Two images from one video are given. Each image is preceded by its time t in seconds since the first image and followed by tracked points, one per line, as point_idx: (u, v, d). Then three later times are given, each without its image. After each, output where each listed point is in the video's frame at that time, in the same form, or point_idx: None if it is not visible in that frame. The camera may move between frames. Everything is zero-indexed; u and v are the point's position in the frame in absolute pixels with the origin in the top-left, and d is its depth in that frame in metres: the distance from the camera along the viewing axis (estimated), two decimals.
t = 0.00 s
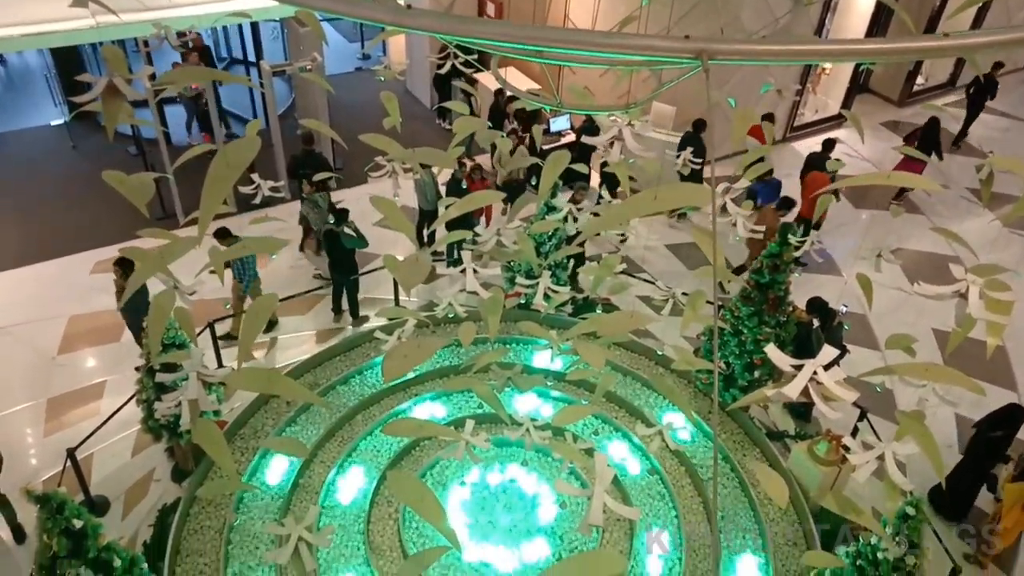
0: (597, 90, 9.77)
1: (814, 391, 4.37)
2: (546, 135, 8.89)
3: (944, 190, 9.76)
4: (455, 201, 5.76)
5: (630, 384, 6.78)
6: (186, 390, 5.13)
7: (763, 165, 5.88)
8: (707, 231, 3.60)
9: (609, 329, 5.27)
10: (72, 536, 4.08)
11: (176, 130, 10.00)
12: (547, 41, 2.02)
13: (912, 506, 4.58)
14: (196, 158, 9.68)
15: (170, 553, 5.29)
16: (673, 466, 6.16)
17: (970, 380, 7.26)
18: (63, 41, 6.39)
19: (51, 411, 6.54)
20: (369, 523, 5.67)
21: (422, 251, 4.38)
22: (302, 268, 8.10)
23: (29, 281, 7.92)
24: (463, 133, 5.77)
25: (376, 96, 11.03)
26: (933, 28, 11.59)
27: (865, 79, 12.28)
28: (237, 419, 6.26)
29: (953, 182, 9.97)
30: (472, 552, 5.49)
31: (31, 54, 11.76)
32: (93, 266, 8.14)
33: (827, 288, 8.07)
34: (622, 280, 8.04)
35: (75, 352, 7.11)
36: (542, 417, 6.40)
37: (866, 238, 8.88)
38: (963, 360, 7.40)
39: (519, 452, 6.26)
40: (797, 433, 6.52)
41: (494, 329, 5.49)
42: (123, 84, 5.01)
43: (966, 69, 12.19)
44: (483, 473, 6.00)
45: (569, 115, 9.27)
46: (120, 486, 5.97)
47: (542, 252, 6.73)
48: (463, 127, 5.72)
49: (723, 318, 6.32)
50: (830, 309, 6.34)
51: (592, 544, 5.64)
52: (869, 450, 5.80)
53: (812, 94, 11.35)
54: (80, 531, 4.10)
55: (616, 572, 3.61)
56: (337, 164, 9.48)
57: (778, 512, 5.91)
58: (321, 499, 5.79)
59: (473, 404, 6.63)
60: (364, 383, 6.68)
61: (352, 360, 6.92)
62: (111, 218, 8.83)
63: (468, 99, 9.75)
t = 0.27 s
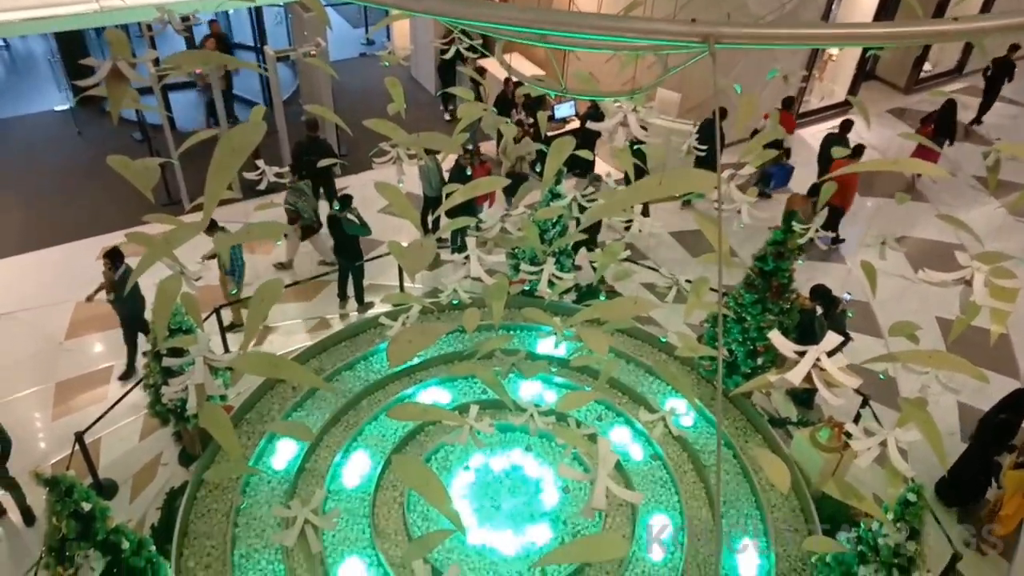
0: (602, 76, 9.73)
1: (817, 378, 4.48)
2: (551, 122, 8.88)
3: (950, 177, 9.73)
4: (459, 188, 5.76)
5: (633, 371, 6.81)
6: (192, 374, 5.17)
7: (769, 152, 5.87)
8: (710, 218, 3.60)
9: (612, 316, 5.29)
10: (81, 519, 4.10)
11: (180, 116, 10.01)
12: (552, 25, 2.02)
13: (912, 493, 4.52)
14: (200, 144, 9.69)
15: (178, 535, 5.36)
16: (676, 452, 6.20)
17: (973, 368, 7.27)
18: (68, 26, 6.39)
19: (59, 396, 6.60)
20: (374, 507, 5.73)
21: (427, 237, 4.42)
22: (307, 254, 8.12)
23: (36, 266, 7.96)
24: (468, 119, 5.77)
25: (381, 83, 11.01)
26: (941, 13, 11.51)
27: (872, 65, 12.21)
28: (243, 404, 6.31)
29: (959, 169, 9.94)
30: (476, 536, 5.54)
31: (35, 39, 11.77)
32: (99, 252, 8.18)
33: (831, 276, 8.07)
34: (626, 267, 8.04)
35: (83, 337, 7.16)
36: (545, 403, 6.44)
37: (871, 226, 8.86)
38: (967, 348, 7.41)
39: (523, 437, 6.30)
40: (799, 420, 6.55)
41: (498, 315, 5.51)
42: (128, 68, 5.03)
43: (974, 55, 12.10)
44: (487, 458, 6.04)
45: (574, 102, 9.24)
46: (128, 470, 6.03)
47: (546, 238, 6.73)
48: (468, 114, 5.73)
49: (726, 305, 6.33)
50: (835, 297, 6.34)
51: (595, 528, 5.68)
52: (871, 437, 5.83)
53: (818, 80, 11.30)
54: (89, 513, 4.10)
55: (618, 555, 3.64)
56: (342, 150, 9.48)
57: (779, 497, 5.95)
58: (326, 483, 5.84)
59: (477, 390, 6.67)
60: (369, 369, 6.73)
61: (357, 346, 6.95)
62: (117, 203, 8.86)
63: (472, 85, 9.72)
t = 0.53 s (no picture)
0: (604, 67, 9.69)
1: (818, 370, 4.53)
2: (552, 113, 8.85)
3: (953, 170, 9.70)
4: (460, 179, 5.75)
5: (634, 363, 6.81)
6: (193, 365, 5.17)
7: (771, 143, 5.85)
8: (713, 209, 3.61)
9: (613, 307, 5.28)
10: (81, 509, 4.05)
11: (181, 106, 9.98)
12: (556, 14, 2.00)
13: (913, 485, 4.51)
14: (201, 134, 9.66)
15: (179, 526, 5.36)
16: (676, 444, 6.20)
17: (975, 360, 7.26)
18: (68, 15, 6.37)
19: (60, 386, 6.60)
20: (375, 498, 5.73)
21: (428, 227, 4.42)
22: (308, 245, 8.10)
23: (37, 257, 7.96)
24: (470, 110, 5.75)
25: (382, 73, 10.97)
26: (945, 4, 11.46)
27: (875, 57, 12.16)
28: (244, 395, 6.31)
29: (961, 161, 9.91)
30: (476, 527, 5.55)
31: (36, 28, 11.74)
32: (100, 243, 8.17)
33: (833, 269, 8.05)
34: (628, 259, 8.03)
35: (84, 328, 7.16)
36: (546, 395, 6.44)
37: (873, 218, 8.84)
38: (968, 340, 7.40)
39: (523, 429, 6.30)
40: (800, 413, 6.55)
41: (499, 307, 5.51)
42: (128, 57, 5.01)
43: (978, 47, 12.04)
44: (487, 450, 6.05)
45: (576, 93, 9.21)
46: (129, 461, 6.04)
47: (547, 230, 6.72)
48: (469, 104, 5.71)
49: (727, 297, 6.32)
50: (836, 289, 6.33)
51: (595, 520, 5.69)
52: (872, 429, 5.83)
53: (821, 72, 11.25)
54: (90, 504, 4.06)
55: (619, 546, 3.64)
56: (343, 141, 9.45)
57: (780, 490, 5.95)
58: (327, 474, 5.84)
59: (477, 382, 6.67)
60: (370, 360, 6.72)
61: (358, 337, 6.95)
62: (118, 193, 8.84)
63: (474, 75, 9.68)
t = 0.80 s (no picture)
0: (606, 60, 9.67)
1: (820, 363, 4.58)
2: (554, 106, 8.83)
3: (956, 163, 9.67)
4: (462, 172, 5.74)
5: (635, 356, 6.81)
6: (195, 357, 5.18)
7: (774, 136, 5.83)
8: (716, 201, 3.66)
9: (616, 300, 5.28)
10: (83, 501, 4.03)
11: (182, 98, 9.96)
12: (557, 6, 1.98)
13: (914, 478, 4.51)
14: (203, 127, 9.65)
15: (181, 517, 5.38)
16: (677, 437, 6.21)
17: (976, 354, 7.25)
18: (69, 6, 6.35)
19: (63, 378, 6.62)
20: (376, 491, 5.74)
21: (429, 219, 4.42)
22: (309, 237, 8.10)
23: (39, 249, 7.96)
24: (472, 102, 5.73)
25: (384, 66, 10.94)
26: None
27: (879, 49, 12.11)
28: (246, 387, 6.32)
29: (964, 154, 9.88)
30: (477, 519, 5.56)
31: (38, 20, 11.72)
32: (102, 235, 8.17)
33: (835, 262, 8.04)
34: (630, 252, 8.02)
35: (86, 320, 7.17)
36: (548, 388, 6.44)
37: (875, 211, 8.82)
38: (970, 334, 7.39)
39: (524, 422, 6.31)
40: (801, 406, 6.55)
41: (501, 299, 5.50)
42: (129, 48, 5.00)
43: (982, 39, 11.99)
44: (488, 442, 6.06)
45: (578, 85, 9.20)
46: (132, 453, 6.05)
47: (548, 223, 6.71)
48: (471, 96, 5.69)
49: (729, 290, 6.31)
50: (839, 282, 6.32)
51: (596, 512, 5.70)
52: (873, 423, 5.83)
53: (824, 65, 11.21)
54: (92, 496, 4.05)
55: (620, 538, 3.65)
56: (344, 134, 9.43)
57: (781, 483, 5.96)
58: (329, 466, 5.86)
59: (479, 374, 6.67)
60: (372, 353, 6.73)
61: (360, 330, 6.95)
62: (119, 186, 8.84)
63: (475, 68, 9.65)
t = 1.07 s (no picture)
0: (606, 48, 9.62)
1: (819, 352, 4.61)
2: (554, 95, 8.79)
3: (956, 152, 9.65)
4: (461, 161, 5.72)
5: (635, 346, 6.82)
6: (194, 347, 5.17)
7: (775, 125, 5.80)
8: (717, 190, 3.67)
9: (615, 290, 5.28)
10: (84, 490, 4.03)
11: (180, 87, 9.92)
12: None
13: (913, 466, 4.48)
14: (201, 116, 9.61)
15: (182, 506, 5.40)
16: (677, 426, 6.22)
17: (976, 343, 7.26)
18: None
19: (63, 367, 6.62)
20: (376, 480, 5.76)
21: (428, 209, 4.42)
22: (308, 227, 8.08)
23: (38, 238, 7.95)
24: (471, 91, 5.70)
25: (383, 55, 10.89)
26: None
27: (879, 38, 12.05)
28: (246, 376, 6.33)
29: (965, 143, 9.86)
30: (477, 508, 5.58)
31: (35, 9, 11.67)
32: (101, 225, 8.15)
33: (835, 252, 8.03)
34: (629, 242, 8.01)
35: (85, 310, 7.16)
36: (547, 377, 6.44)
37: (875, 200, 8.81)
38: (969, 323, 7.40)
39: (524, 411, 6.32)
40: (800, 395, 6.57)
41: (500, 289, 5.50)
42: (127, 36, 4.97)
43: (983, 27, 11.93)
44: (488, 432, 6.07)
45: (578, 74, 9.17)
46: (132, 442, 6.06)
47: (548, 212, 6.70)
48: (471, 85, 5.66)
49: (729, 280, 6.31)
50: (838, 272, 6.32)
51: (596, 501, 5.72)
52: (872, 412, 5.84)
53: (824, 54, 11.17)
54: (93, 485, 4.05)
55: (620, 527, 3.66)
56: (343, 123, 9.40)
57: (780, 472, 5.98)
58: (329, 455, 5.87)
59: (478, 364, 6.68)
60: (371, 342, 6.73)
61: (359, 319, 6.95)
62: (118, 175, 8.81)
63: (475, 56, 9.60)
